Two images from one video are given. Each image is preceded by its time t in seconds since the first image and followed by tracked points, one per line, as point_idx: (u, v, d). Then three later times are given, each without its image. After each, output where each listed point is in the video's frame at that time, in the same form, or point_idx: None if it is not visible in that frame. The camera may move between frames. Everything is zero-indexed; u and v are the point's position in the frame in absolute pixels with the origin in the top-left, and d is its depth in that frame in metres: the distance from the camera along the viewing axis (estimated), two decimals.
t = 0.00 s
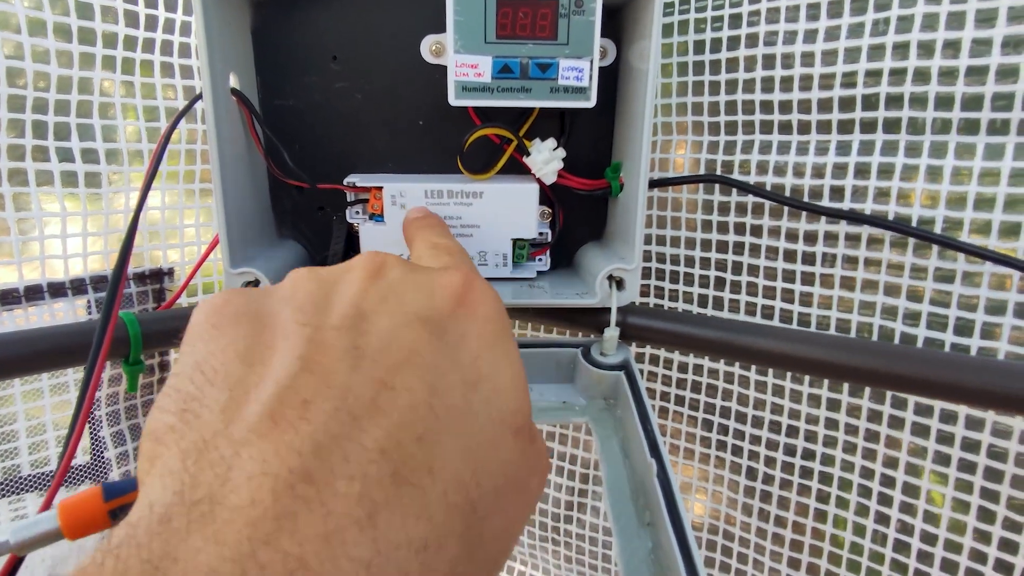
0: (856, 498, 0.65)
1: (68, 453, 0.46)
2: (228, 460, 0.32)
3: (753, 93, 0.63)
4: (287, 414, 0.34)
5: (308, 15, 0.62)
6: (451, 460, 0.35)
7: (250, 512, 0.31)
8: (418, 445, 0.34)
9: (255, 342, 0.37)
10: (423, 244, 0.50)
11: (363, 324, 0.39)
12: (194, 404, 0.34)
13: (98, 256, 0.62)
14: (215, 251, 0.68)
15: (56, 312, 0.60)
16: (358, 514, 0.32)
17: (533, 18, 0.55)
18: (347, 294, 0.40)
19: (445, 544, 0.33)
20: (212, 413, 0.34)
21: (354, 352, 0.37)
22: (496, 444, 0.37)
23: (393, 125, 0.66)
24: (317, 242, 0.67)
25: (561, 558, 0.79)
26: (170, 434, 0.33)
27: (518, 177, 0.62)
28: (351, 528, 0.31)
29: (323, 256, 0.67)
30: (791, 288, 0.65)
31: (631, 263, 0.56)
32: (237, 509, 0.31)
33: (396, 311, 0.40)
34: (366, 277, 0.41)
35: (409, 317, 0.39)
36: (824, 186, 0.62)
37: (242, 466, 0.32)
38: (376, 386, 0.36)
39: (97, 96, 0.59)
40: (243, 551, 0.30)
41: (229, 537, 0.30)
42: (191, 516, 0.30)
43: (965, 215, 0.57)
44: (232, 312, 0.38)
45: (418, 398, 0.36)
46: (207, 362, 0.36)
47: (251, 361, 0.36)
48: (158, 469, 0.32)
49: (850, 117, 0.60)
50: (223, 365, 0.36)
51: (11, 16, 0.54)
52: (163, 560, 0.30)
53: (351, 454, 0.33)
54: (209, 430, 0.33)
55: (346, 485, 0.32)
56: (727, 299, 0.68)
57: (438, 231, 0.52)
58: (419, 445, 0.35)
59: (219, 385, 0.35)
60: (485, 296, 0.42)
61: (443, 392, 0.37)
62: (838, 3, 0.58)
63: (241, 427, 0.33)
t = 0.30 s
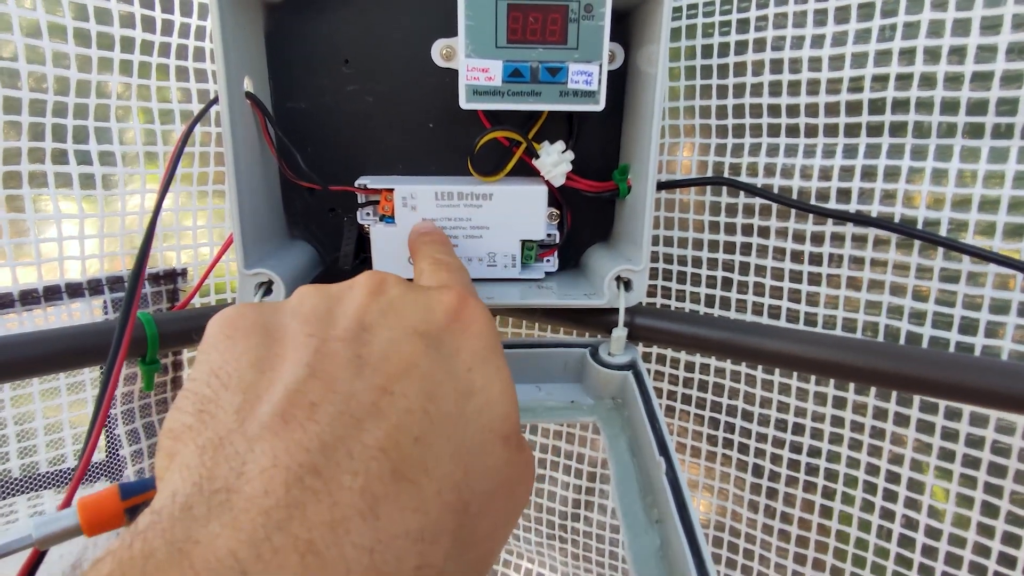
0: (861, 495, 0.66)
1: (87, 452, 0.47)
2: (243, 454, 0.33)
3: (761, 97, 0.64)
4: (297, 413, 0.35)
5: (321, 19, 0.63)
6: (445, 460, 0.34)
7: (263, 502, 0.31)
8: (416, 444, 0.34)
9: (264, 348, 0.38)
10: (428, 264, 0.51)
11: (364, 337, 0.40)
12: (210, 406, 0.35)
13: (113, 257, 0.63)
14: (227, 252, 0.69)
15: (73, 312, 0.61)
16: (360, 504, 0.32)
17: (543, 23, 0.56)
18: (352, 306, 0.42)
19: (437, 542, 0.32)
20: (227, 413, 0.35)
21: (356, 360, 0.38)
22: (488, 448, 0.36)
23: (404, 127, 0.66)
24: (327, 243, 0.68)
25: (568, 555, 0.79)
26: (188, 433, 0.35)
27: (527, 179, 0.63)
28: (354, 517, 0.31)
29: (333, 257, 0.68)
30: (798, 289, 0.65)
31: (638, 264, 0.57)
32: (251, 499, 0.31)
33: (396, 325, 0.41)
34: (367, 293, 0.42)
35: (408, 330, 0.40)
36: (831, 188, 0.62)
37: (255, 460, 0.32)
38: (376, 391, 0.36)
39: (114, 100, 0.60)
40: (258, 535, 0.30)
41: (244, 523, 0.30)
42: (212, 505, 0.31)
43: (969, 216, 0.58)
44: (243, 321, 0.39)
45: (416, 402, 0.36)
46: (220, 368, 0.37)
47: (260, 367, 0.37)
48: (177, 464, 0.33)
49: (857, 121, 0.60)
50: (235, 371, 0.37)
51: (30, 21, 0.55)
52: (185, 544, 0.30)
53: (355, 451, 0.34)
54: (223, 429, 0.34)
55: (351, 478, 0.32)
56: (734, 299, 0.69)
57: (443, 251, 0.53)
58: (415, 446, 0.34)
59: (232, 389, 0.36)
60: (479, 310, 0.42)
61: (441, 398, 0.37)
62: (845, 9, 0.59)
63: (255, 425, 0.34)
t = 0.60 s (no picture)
0: (862, 490, 0.66)
1: (82, 449, 0.46)
2: (235, 452, 0.33)
3: (762, 96, 0.64)
4: (291, 413, 0.34)
5: (321, 17, 0.63)
6: (437, 462, 0.34)
7: (253, 499, 0.31)
8: (410, 446, 0.34)
9: (260, 347, 0.39)
10: (428, 265, 0.51)
11: (361, 336, 0.40)
12: (205, 402, 0.35)
13: (111, 255, 0.63)
14: (226, 250, 0.69)
15: (71, 310, 0.62)
16: (350, 503, 0.31)
17: (542, 22, 0.56)
18: (350, 305, 0.42)
19: (427, 543, 0.32)
20: (221, 411, 0.35)
21: (352, 360, 0.38)
22: (481, 449, 0.36)
23: (404, 125, 0.66)
24: (326, 242, 0.68)
25: (568, 554, 0.79)
26: (184, 429, 0.35)
27: (526, 178, 0.63)
28: (344, 516, 0.31)
29: (332, 255, 0.68)
30: (799, 287, 0.65)
31: (638, 262, 0.57)
32: (241, 496, 0.31)
33: (394, 326, 0.41)
34: (365, 293, 0.42)
35: (406, 330, 0.40)
36: (832, 187, 0.62)
37: (248, 457, 0.32)
38: (370, 391, 0.36)
39: (112, 98, 0.60)
40: (247, 533, 0.30)
41: (234, 520, 0.30)
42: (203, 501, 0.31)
43: (971, 215, 0.58)
44: (241, 319, 0.39)
45: (410, 403, 0.36)
46: (217, 365, 0.37)
47: (256, 365, 0.37)
48: (170, 459, 0.33)
49: (858, 120, 0.60)
50: (231, 368, 0.37)
51: (29, 19, 0.55)
52: (174, 541, 0.29)
53: (347, 450, 0.33)
54: (217, 426, 0.34)
55: (342, 478, 0.32)
56: (735, 297, 0.68)
57: (445, 252, 0.53)
58: (408, 446, 0.34)
59: (228, 385, 0.36)
60: (476, 313, 0.42)
61: (436, 400, 0.37)
62: (846, 8, 0.59)
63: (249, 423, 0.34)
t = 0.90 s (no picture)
0: (867, 490, 0.66)
1: (88, 450, 0.47)
2: (253, 457, 0.34)
3: (769, 98, 0.63)
4: (308, 419, 0.35)
5: (326, 18, 0.63)
6: (452, 471, 0.35)
7: (271, 506, 0.32)
8: (425, 454, 0.35)
9: (277, 353, 0.39)
10: (446, 270, 0.51)
11: (378, 342, 0.40)
12: (224, 407, 0.36)
13: (116, 256, 0.63)
14: (230, 251, 0.69)
15: (76, 311, 0.61)
16: (367, 512, 0.32)
17: (547, 23, 0.56)
18: (366, 312, 0.42)
19: (442, 552, 0.33)
20: (240, 416, 0.35)
21: (368, 367, 0.39)
22: (495, 458, 0.37)
23: (408, 126, 0.66)
24: (331, 243, 0.68)
25: (571, 555, 0.79)
26: (202, 433, 0.35)
27: (530, 179, 0.63)
28: (361, 524, 0.32)
29: (337, 256, 0.67)
30: (805, 287, 0.65)
31: (642, 264, 0.57)
32: (259, 503, 0.32)
33: (410, 332, 0.41)
34: (382, 300, 0.43)
35: (423, 338, 0.41)
36: (839, 188, 0.62)
37: (266, 464, 0.33)
38: (386, 399, 0.37)
39: (117, 100, 0.60)
40: (265, 540, 0.31)
41: (252, 528, 0.31)
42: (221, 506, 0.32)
43: (977, 216, 0.57)
44: (258, 325, 0.40)
45: (426, 411, 0.37)
46: (235, 370, 0.38)
47: (274, 370, 0.38)
48: (190, 463, 0.34)
49: (865, 122, 0.60)
50: (250, 372, 0.38)
51: (34, 21, 0.55)
52: (191, 547, 0.31)
53: (364, 458, 0.34)
54: (236, 431, 0.35)
55: (360, 486, 0.33)
56: (740, 298, 0.68)
57: (465, 259, 0.53)
58: (423, 455, 0.35)
59: (246, 390, 0.37)
60: (493, 321, 0.42)
61: (451, 409, 0.37)
62: (853, 10, 0.58)
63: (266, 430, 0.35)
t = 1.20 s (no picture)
0: (869, 486, 0.65)
1: (92, 446, 0.47)
2: (275, 450, 0.34)
3: (771, 94, 0.63)
4: (329, 413, 0.36)
5: (328, 14, 0.62)
6: (472, 469, 0.35)
7: (292, 500, 0.32)
8: (446, 451, 0.35)
9: (300, 346, 0.40)
10: (473, 267, 0.52)
11: (399, 338, 0.41)
12: (246, 399, 0.37)
13: (117, 253, 0.63)
14: (231, 249, 0.69)
15: (77, 308, 0.61)
16: (387, 507, 0.32)
17: (549, 19, 0.56)
18: (388, 307, 0.43)
19: (462, 550, 0.33)
20: (262, 408, 0.36)
21: (390, 363, 0.39)
22: (514, 458, 0.37)
23: (410, 123, 0.66)
24: (332, 240, 0.68)
25: (572, 553, 0.79)
26: (224, 424, 0.36)
27: (532, 176, 0.63)
28: (381, 520, 0.32)
29: (338, 253, 0.67)
30: (808, 284, 0.65)
31: (644, 261, 0.57)
32: (281, 497, 0.32)
33: (432, 329, 0.42)
34: (404, 295, 0.44)
35: (444, 335, 0.41)
36: (842, 184, 0.62)
37: (287, 457, 0.34)
38: (407, 395, 0.37)
39: (118, 96, 0.60)
40: (286, 533, 0.31)
41: (274, 520, 0.31)
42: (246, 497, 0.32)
43: (980, 212, 0.57)
44: (281, 318, 0.41)
45: (448, 408, 0.37)
46: (257, 362, 0.39)
47: (296, 364, 0.39)
48: (212, 453, 0.35)
49: (868, 119, 0.60)
50: (271, 365, 0.39)
51: (35, 18, 0.55)
52: (214, 539, 0.31)
53: (385, 453, 0.34)
54: (257, 423, 0.35)
55: (380, 481, 0.33)
56: (742, 295, 0.68)
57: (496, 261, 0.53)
58: (445, 452, 0.35)
59: (269, 383, 0.38)
60: (514, 322, 0.43)
61: (472, 406, 0.38)
62: (855, 7, 0.58)
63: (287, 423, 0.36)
